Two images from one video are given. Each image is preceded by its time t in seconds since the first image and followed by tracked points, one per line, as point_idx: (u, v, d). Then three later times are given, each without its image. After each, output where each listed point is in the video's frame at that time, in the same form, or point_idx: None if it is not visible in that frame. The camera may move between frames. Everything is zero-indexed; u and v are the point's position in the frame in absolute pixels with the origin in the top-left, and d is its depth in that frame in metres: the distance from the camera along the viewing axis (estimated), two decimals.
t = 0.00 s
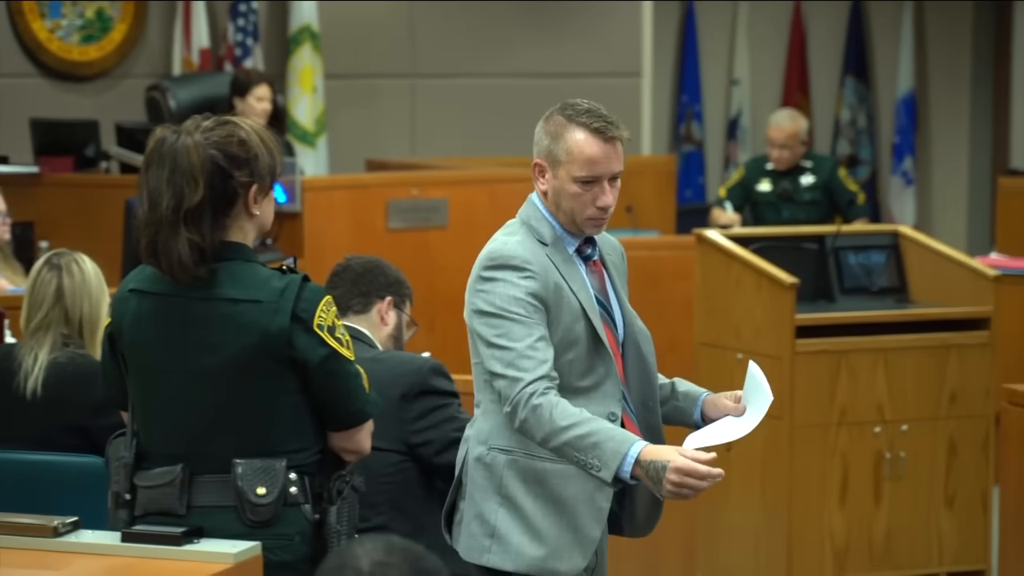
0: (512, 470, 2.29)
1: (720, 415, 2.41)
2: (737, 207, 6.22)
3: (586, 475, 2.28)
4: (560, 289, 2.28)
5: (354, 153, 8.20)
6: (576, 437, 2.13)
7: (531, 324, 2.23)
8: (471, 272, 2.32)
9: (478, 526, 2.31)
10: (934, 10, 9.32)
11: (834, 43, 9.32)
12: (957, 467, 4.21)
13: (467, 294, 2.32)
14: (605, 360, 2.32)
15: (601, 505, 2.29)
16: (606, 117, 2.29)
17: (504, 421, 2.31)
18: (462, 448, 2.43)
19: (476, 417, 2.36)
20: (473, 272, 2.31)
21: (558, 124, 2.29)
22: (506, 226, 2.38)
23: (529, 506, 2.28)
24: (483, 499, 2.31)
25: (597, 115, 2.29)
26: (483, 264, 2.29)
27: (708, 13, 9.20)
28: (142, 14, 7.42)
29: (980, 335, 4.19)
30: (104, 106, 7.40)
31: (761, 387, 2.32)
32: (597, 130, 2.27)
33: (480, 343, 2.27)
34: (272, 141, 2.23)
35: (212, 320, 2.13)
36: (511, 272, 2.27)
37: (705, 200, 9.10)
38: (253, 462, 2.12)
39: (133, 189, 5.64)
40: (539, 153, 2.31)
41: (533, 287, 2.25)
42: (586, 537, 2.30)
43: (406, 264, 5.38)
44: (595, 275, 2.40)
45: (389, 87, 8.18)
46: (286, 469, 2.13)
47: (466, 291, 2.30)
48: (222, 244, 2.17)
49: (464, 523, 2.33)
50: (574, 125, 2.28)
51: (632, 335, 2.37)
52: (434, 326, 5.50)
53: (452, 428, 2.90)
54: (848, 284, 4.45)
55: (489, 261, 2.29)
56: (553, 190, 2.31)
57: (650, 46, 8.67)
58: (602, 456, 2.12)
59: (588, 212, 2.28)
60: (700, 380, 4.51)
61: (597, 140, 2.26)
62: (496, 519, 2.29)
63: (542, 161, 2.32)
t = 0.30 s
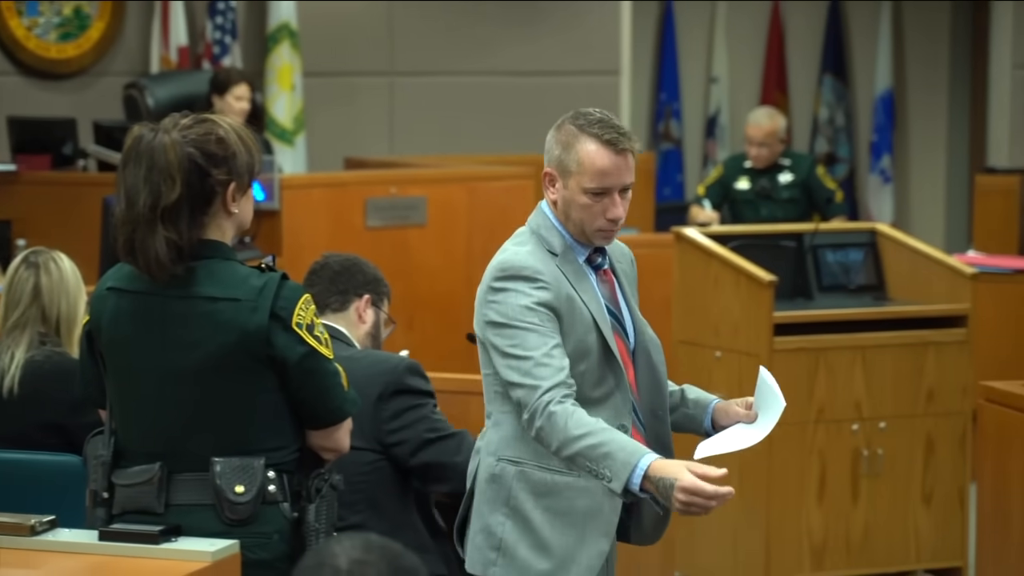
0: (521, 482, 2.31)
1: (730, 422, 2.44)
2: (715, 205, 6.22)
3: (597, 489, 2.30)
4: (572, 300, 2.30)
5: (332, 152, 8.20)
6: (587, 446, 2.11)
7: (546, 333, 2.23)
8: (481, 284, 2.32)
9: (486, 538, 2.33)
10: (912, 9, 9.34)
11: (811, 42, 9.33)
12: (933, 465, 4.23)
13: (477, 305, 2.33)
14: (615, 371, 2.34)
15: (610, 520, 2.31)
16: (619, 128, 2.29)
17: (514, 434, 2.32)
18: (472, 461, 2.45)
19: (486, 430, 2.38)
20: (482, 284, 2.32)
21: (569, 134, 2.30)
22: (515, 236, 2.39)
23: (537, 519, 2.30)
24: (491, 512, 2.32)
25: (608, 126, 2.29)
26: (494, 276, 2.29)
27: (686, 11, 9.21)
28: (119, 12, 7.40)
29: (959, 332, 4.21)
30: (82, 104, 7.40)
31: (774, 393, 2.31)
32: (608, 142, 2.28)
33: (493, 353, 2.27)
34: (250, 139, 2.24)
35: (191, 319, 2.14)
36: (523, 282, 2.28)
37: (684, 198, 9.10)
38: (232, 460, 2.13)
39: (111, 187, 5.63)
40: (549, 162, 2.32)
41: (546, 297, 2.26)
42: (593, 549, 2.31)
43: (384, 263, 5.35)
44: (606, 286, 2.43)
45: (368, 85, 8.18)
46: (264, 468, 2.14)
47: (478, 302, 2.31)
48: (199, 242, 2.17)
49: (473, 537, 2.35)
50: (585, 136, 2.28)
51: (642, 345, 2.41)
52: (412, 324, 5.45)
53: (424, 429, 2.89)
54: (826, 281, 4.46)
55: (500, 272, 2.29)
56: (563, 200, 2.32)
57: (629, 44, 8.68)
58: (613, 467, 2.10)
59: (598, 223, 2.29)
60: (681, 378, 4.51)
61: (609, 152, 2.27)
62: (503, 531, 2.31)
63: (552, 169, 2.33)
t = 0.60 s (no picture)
0: (528, 497, 2.33)
1: (735, 436, 2.46)
2: (689, 203, 6.22)
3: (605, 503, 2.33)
4: (582, 312, 2.31)
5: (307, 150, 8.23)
6: (597, 460, 2.11)
7: (557, 344, 2.24)
8: (488, 297, 2.33)
9: (495, 553, 2.34)
10: (886, 7, 9.36)
11: (785, 41, 9.34)
12: (905, 462, 4.25)
13: (484, 319, 2.34)
14: (623, 383, 2.36)
15: (617, 532, 2.36)
16: (627, 139, 2.30)
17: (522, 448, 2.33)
18: (478, 478, 2.46)
19: (493, 446, 2.39)
20: (490, 297, 2.33)
21: (577, 144, 2.31)
22: (521, 248, 2.40)
23: (546, 534, 2.32)
24: (500, 527, 2.34)
25: (617, 137, 2.30)
26: (502, 288, 2.30)
27: (660, 9, 9.23)
28: (93, 10, 7.38)
29: (932, 329, 4.23)
30: (55, 103, 7.41)
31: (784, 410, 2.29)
32: (617, 153, 2.28)
33: (504, 368, 2.28)
34: (224, 137, 2.26)
35: (165, 317, 2.16)
36: (533, 295, 2.28)
37: (659, 196, 9.10)
38: (205, 458, 2.16)
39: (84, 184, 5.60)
40: (557, 172, 2.33)
41: (556, 310, 2.27)
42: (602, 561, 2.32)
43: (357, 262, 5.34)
44: (613, 296, 2.44)
45: (342, 83, 8.20)
46: (238, 467, 2.17)
47: (486, 314, 2.32)
48: (172, 240, 2.19)
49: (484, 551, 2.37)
50: (592, 146, 2.29)
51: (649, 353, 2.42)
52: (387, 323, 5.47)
53: (393, 430, 2.92)
54: (800, 279, 4.47)
55: (509, 285, 2.30)
56: (570, 211, 2.33)
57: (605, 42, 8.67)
58: (623, 481, 2.09)
59: (604, 235, 2.30)
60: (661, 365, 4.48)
61: (616, 163, 2.27)
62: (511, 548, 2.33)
63: (559, 180, 2.33)
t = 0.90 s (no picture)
0: (538, 502, 2.36)
1: (727, 450, 2.50)
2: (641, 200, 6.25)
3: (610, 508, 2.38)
4: (591, 318, 2.34)
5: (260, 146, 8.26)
6: (611, 473, 2.15)
7: (568, 350, 2.28)
8: (496, 302, 2.36)
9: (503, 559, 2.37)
10: (836, 5, 9.40)
11: (735, 39, 9.36)
12: (855, 459, 4.27)
13: (491, 322, 2.37)
14: (629, 387, 2.39)
15: (622, 535, 2.40)
16: (631, 140, 2.29)
17: (530, 451, 2.37)
18: (481, 480, 2.50)
19: (498, 450, 2.42)
20: (497, 301, 2.36)
21: (581, 145, 2.30)
22: (524, 250, 2.43)
23: (556, 539, 2.36)
24: (509, 532, 2.37)
25: (622, 139, 2.30)
26: (510, 293, 2.33)
27: (611, 7, 9.25)
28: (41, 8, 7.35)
29: (880, 326, 4.26)
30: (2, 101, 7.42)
31: (787, 430, 2.33)
32: (623, 157, 2.28)
33: (515, 373, 2.31)
34: (175, 135, 2.25)
35: (114, 317, 2.15)
36: (541, 301, 2.32)
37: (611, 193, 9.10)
38: (155, 458, 2.16)
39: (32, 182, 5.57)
40: (560, 174, 2.33)
41: (567, 316, 2.31)
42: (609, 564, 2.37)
43: (307, 258, 5.32)
44: (617, 298, 2.47)
45: (294, 81, 8.26)
46: (187, 466, 2.18)
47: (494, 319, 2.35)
48: (121, 239, 2.18)
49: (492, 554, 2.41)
50: (597, 149, 2.29)
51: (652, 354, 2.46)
52: (337, 319, 5.45)
53: (340, 435, 2.93)
54: (750, 276, 4.51)
55: (517, 290, 2.33)
56: (574, 213, 2.35)
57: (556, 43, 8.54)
58: (635, 498, 2.12)
59: (610, 238, 2.32)
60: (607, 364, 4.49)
61: (622, 166, 2.28)
62: (521, 553, 2.36)
63: (563, 181, 2.34)
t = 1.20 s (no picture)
0: (539, 501, 2.26)
1: (716, 446, 2.45)
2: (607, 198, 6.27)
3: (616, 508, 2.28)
4: (594, 313, 2.25)
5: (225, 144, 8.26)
6: (620, 476, 2.06)
7: (575, 346, 2.19)
8: (497, 298, 2.26)
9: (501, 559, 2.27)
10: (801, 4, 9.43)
11: (700, 37, 9.37)
12: (820, 456, 4.29)
13: (491, 320, 2.27)
14: (630, 383, 2.31)
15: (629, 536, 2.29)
16: (633, 136, 2.20)
17: (531, 451, 2.27)
18: (478, 479, 2.39)
19: (497, 449, 2.32)
20: (499, 297, 2.26)
21: (581, 141, 2.21)
22: (520, 246, 2.33)
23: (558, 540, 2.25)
24: (508, 532, 2.26)
25: (621, 135, 2.20)
26: (512, 289, 2.23)
27: (576, 5, 9.26)
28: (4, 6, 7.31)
29: (845, 325, 4.31)
30: None
31: (780, 425, 2.30)
32: (625, 153, 2.19)
33: (519, 371, 2.22)
34: (141, 134, 2.24)
35: (79, 315, 2.15)
36: (545, 297, 2.22)
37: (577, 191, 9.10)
38: (119, 458, 2.15)
39: None
40: (558, 170, 2.24)
41: (571, 311, 2.21)
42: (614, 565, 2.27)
43: (273, 257, 5.31)
44: (616, 293, 2.38)
45: (259, 79, 8.27)
46: (152, 466, 2.17)
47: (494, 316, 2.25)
48: (86, 238, 2.18)
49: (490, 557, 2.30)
50: (597, 145, 2.20)
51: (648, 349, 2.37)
52: (303, 318, 5.44)
53: (306, 438, 2.93)
54: (716, 275, 4.56)
55: (519, 285, 2.23)
56: (572, 209, 2.25)
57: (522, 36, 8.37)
58: (642, 502, 2.03)
59: (608, 235, 2.23)
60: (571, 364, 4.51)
61: (623, 163, 2.18)
62: (521, 553, 2.25)
63: (562, 177, 2.24)
